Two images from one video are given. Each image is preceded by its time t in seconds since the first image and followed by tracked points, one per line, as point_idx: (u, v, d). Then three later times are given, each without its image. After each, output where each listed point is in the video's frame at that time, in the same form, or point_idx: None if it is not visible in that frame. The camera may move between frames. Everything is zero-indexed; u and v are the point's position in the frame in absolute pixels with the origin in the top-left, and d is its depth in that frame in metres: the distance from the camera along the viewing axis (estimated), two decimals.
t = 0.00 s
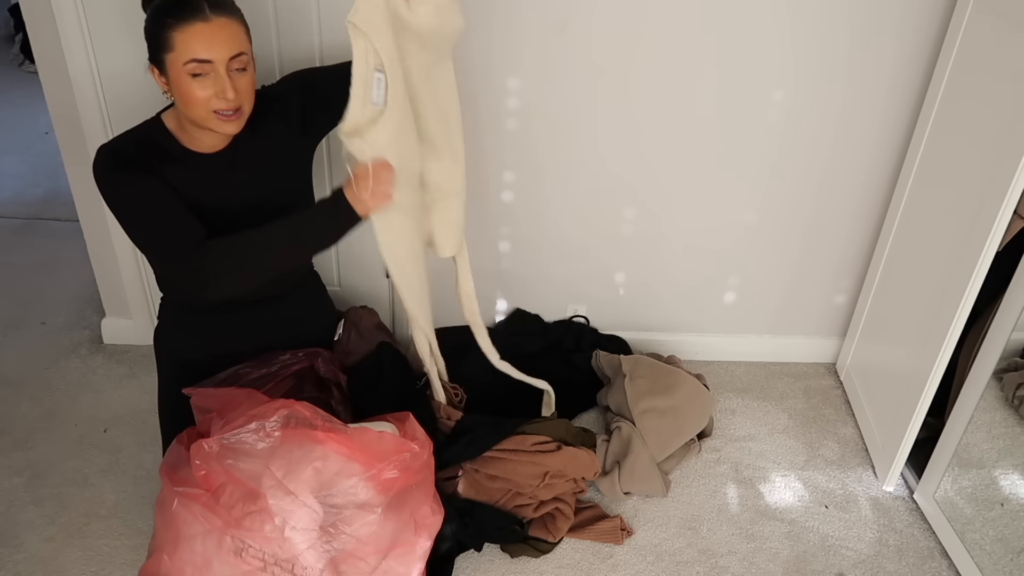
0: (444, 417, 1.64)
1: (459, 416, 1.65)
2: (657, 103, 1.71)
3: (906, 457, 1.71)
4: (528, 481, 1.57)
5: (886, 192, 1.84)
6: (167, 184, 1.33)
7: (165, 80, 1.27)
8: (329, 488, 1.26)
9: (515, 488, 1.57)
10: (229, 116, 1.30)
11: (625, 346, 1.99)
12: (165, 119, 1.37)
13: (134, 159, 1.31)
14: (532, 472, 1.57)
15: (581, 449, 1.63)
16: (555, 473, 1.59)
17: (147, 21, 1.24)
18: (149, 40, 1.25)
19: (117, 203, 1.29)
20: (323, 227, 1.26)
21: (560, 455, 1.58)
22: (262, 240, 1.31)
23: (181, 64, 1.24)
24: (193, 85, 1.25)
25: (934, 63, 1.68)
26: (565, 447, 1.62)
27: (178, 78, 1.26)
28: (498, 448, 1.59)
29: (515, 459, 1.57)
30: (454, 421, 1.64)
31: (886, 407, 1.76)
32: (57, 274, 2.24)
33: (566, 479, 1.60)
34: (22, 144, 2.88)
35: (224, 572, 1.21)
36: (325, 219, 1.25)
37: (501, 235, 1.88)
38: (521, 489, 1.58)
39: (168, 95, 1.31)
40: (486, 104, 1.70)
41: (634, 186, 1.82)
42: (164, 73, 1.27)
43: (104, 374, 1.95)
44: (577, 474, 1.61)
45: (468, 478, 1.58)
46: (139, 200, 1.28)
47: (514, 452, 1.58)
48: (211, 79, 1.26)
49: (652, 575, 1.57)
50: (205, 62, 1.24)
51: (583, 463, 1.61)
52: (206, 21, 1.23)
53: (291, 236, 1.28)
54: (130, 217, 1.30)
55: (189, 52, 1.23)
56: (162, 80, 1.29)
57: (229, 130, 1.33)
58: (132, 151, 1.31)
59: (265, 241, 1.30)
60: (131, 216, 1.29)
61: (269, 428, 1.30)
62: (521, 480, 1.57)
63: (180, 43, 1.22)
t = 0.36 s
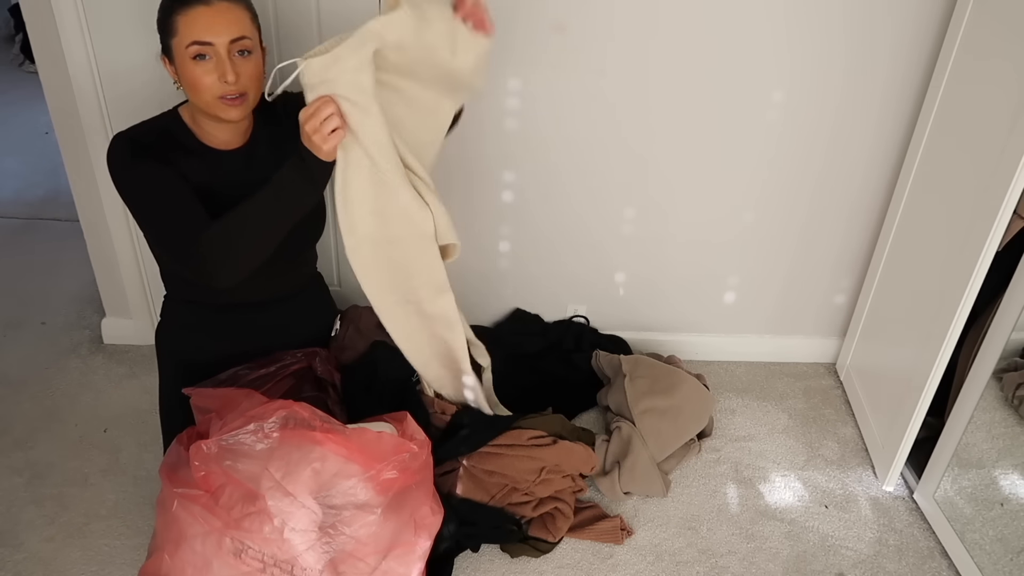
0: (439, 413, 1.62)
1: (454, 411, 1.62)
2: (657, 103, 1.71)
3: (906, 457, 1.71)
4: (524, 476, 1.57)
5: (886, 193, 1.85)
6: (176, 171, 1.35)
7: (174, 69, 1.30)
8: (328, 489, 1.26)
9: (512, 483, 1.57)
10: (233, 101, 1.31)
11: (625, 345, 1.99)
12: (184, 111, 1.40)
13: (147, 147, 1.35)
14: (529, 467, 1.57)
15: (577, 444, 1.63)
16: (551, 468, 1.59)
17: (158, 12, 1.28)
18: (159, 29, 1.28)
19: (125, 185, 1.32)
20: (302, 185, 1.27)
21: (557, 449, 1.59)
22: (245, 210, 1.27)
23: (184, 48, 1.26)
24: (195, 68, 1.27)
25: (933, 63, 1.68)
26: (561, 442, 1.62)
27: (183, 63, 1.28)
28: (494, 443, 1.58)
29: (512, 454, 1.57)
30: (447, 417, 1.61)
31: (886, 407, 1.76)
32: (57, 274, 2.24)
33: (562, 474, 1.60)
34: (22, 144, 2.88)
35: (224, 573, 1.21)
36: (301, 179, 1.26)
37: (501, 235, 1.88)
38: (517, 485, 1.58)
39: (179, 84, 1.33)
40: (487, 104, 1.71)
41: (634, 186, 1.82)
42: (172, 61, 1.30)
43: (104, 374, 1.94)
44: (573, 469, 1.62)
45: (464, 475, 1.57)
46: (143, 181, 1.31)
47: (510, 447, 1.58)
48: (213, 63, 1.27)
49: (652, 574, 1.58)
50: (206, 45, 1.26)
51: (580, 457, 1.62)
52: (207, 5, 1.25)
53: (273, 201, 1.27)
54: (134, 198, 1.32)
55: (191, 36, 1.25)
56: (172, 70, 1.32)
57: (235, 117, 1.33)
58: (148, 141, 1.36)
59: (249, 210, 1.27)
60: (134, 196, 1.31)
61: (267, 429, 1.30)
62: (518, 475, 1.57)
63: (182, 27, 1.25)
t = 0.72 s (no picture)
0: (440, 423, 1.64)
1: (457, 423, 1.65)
2: (657, 103, 1.71)
3: (906, 457, 1.71)
4: (529, 481, 1.57)
5: (886, 192, 1.85)
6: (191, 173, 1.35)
7: (181, 69, 1.30)
8: (332, 488, 1.26)
9: (516, 489, 1.57)
10: (244, 94, 1.31)
11: (625, 345, 1.99)
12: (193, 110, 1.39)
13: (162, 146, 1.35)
14: (534, 473, 1.57)
15: (581, 449, 1.63)
16: (556, 474, 1.59)
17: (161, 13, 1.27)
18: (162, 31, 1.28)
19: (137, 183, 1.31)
20: (320, 210, 1.27)
21: (562, 455, 1.59)
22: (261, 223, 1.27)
23: (191, 45, 1.26)
24: (204, 65, 1.27)
25: (933, 64, 1.68)
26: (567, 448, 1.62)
27: (190, 61, 1.28)
28: (497, 450, 1.58)
29: (516, 460, 1.57)
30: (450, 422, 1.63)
31: (886, 408, 1.76)
32: (56, 274, 2.24)
33: (566, 479, 1.60)
34: (21, 144, 2.88)
35: (225, 572, 1.20)
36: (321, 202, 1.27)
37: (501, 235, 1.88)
38: (521, 490, 1.57)
39: (187, 85, 1.33)
40: (487, 104, 1.70)
41: (634, 186, 1.82)
42: (179, 62, 1.29)
43: (104, 374, 1.94)
44: (578, 474, 1.61)
45: (466, 479, 1.56)
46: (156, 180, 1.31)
47: (514, 453, 1.58)
48: (221, 57, 1.27)
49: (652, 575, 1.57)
50: (213, 40, 1.26)
51: (584, 462, 1.62)
52: None
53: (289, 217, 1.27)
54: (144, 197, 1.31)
55: (194, 31, 1.25)
56: (180, 71, 1.31)
57: (246, 112, 1.33)
58: (162, 140, 1.35)
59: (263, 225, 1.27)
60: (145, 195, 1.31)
61: (272, 428, 1.30)
62: (523, 481, 1.57)
63: (187, 23, 1.25)
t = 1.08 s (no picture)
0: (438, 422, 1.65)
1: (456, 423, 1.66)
2: (657, 103, 1.71)
3: (907, 456, 1.71)
4: (529, 480, 1.57)
5: (886, 193, 1.85)
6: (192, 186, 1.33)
7: (184, 77, 1.29)
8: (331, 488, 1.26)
9: (517, 489, 1.57)
10: (248, 100, 1.30)
11: (625, 345, 1.99)
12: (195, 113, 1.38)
13: (166, 160, 1.31)
14: (534, 472, 1.57)
15: (582, 450, 1.63)
16: (556, 474, 1.59)
17: (161, 21, 1.26)
18: (163, 41, 1.27)
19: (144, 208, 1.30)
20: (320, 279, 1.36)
21: (563, 455, 1.59)
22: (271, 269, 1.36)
23: (195, 56, 1.26)
24: (208, 73, 1.27)
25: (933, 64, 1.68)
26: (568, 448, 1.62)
27: (194, 71, 1.28)
28: (498, 450, 1.58)
29: (517, 460, 1.57)
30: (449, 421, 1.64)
31: (886, 408, 1.76)
32: (57, 274, 2.24)
33: (566, 479, 1.60)
34: (21, 144, 2.88)
35: (225, 571, 1.20)
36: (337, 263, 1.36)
37: (501, 235, 1.88)
38: (522, 490, 1.57)
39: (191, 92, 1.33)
40: (487, 105, 1.71)
41: (634, 186, 1.82)
42: (182, 69, 1.29)
43: (104, 374, 1.95)
44: (578, 474, 1.61)
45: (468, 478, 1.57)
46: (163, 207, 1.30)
47: (514, 453, 1.58)
48: (225, 66, 1.27)
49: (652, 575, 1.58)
50: (216, 49, 1.26)
51: (585, 462, 1.62)
52: (211, 8, 1.25)
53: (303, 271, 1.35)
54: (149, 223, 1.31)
55: (196, 41, 1.25)
56: (183, 79, 1.31)
57: (253, 117, 1.33)
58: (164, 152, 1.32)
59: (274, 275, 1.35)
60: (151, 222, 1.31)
61: (272, 427, 1.29)
62: (523, 480, 1.57)
63: (190, 34, 1.25)
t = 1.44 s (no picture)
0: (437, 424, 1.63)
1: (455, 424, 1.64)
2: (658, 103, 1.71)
3: (906, 456, 1.71)
4: (529, 480, 1.57)
5: (886, 193, 1.85)
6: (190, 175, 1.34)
7: (181, 76, 1.29)
8: (329, 488, 1.26)
9: (516, 489, 1.57)
10: (246, 103, 1.31)
11: (625, 345, 1.99)
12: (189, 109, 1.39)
13: (163, 152, 1.33)
14: (534, 472, 1.57)
15: (582, 449, 1.63)
16: (556, 474, 1.59)
17: (157, 19, 1.25)
18: (159, 38, 1.26)
19: (143, 193, 1.31)
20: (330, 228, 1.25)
21: (562, 454, 1.58)
22: (268, 235, 1.27)
23: (195, 57, 1.26)
24: (208, 76, 1.27)
25: (932, 64, 1.69)
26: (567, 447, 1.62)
27: (192, 71, 1.27)
28: (497, 450, 1.58)
29: (517, 460, 1.57)
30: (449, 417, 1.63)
31: (886, 408, 1.76)
32: (57, 274, 2.24)
33: (566, 479, 1.60)
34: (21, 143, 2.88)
35: (224, 572, 1.20)
36: (335, 218, 1.25)
37: (501, 235, 1.88)
38: (522, 490, 1.57)
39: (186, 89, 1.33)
40: (487, 105, 1.71)
41: (634, 186, 1.82)
42: (179, 69, 1.29)
43: (104, 373, 1.94)
44: (578, 474, 1.62)
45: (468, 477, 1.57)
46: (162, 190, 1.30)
47: (514, 453, 1.58)
48: (225, 69, 1.28)
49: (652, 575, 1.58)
50: (217, 52, 1.26)
51: (585, 462, 1.62)
52: (212, 11, 1.24)
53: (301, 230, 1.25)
54: (150, 207, 1.31)
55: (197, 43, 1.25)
56: (178, 77, 1.31)
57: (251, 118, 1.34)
58: (159, 144, 1.33)
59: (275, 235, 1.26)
60: (153, 205, 1.31)
61: (268, 428, 1.30)
62: (523, 480, 1.56)
63: (190, 36, 1.24)
